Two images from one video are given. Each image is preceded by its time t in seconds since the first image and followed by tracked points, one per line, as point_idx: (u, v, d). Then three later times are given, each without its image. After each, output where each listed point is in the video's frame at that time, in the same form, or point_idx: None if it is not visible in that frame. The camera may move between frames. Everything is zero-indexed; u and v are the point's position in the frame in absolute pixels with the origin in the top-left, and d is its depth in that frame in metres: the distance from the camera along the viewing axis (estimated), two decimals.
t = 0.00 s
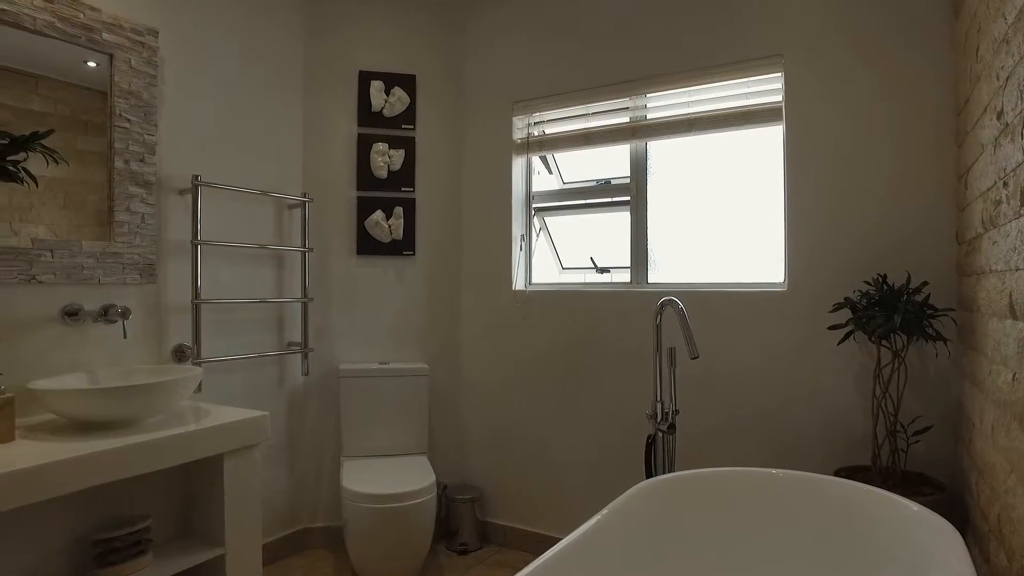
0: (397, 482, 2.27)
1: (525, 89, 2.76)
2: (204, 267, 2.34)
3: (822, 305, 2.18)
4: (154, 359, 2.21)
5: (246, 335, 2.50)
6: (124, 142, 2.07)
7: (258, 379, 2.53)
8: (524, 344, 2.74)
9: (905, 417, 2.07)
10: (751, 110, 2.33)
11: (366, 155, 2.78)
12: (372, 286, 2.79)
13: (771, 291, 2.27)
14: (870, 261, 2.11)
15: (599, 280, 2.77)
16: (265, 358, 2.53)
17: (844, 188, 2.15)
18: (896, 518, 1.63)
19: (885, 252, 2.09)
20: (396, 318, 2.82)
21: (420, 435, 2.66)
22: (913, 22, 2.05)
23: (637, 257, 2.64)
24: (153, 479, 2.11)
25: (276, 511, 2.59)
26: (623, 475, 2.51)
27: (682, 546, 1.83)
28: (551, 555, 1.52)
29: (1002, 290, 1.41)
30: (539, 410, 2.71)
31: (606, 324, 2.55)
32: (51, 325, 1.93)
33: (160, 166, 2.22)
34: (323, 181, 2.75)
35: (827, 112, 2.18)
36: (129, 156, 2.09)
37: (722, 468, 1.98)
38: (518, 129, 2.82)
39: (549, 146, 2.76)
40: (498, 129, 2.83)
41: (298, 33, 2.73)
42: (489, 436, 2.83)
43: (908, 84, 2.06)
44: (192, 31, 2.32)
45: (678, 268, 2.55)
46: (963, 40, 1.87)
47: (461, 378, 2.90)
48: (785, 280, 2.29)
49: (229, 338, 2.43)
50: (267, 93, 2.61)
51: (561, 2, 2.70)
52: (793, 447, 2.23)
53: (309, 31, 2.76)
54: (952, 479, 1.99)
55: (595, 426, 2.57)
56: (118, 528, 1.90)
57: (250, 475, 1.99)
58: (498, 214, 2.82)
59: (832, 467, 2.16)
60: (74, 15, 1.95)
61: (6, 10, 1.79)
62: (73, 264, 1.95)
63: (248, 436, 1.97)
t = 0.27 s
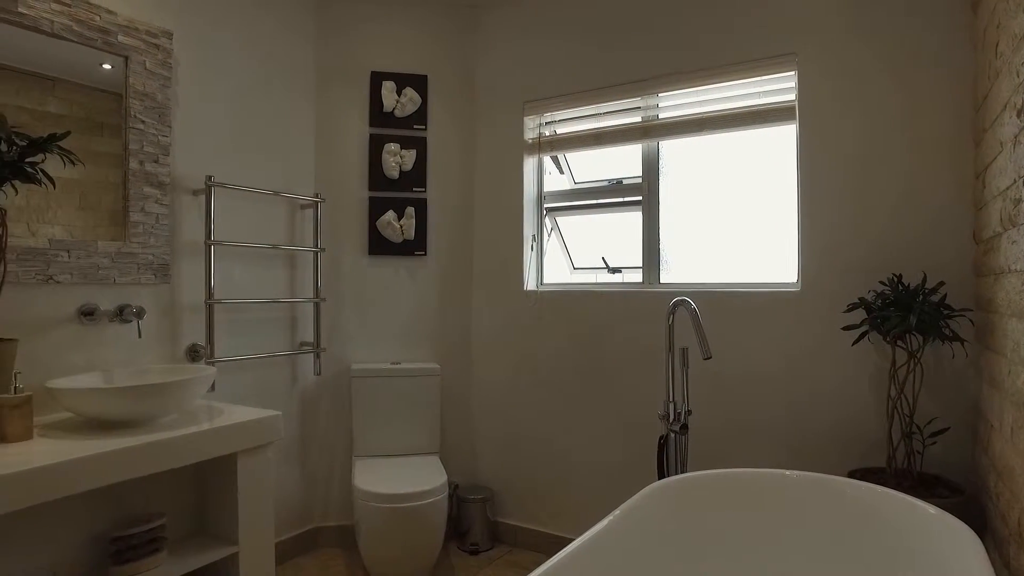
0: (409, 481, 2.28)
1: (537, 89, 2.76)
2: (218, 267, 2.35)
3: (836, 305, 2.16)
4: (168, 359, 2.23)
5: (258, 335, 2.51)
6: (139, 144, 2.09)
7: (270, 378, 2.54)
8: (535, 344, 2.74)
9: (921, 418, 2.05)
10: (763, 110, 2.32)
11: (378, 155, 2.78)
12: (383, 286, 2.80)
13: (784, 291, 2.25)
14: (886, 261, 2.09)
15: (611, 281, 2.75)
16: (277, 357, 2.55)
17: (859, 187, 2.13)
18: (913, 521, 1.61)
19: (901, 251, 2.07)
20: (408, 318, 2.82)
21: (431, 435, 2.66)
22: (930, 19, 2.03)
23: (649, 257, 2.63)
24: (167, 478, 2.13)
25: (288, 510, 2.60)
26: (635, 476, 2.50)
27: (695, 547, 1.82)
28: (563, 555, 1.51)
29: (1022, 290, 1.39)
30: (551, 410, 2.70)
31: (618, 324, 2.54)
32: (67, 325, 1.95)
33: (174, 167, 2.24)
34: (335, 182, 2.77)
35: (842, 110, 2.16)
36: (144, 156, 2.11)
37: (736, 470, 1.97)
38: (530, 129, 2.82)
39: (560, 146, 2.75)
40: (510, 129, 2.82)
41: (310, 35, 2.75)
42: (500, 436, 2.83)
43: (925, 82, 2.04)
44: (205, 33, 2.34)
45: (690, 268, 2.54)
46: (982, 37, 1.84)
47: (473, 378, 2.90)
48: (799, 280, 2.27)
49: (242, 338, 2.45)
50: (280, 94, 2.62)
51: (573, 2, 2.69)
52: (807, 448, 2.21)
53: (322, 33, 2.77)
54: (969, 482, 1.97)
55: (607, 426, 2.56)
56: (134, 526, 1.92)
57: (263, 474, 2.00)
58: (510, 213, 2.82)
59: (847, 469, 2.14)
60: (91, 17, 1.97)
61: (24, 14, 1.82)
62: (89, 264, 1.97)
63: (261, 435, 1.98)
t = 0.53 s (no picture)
0: (419, 481, 2.28)
1: (547, 88, 2.76)
2: (229, 267, 2.37)
3: (849, 305, 2.14)
4: (180, 358, 2.24)
5: (269, 335, 2.53)
6: (152, 144, 2.11)
7: (281, 378, 2.55)
8: (545, 344, 2.74)
9: (935, 419, 2.03)
10: (775, 109, 2.31)
11: (389, 155, 2.79)
12: (393, 286, 2.80)
13: (796, 291, 2.24)
14: (900, 260, 2.07)
15: (621, 281, 2.75)
16: (288, 357, 2.56)
17: (873, 186, 2.11)
18: (928, 523, 1.60)
19: (915, 251, 2.05)
20: (418, 318, 2.83)
21: (441, 434, 2.66)
22: (944, 16, 2.01)
23: (659, 257, 2.62)
24: (180, 476, 2.15)
25: (299, 509, 2.61)
26: (645, 476, 2.49)
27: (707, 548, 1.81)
28: (574, 555, 1.51)
29: None
30: (561, 410, 2.70)
31: (628, 324, 2.53)
32: (81, 325, 1.97)
33: (187, 167, 2.25)
34: (346, 182, 2.78)
35: (855, 109, 2.14)
36: (157, 157, 2.13)
37: (748, 470, 1.96)
38: (540, 129, 2.82)
39: (570, 146, 2.76)
40: (519, 128, 2.82)
41: (321, 35, 2.75)
42: (510, 436, 2.83)
43: (938, 80, 2.02)
44: (217, 34, 2.35)
45: (701, 268, 2.53)
46: (997, 34, 1.83)
47: (482, 377, 2.90)
48: (811, 280, 2.26)
49: (254, 337, 2.46)
50: (291, 94, 2.63)
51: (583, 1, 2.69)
52: (819, 449, 2.19)
53: (332, 34, 2.78)
54: (984, 483, 1.95)
55: (617, 426, 2.55)
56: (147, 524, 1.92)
57: (274, 473, 2.01)
58: (520, 213, 2.82)
59: (860, 470, 2.12)
60: (105, 20, 1.99)
61: (39, 16, 1.84)
62: (102, 264, 1.98)
63: (273, 434, 1.98)
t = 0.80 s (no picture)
0: (430, 481, 2.28)
1: (558, 88, 2.76)
2: (242, 267, 2.38)
3: (864, 305, 2.12)
4: (194, 358, 2.26)
5: (282, 335, 2.54)
6: (166, 146, 2.13)
7: (294, 377, 2.57)
8: (556, 345, 2.73)
9: (951, 421, 2.00)
10: (788, 107, 2.29)
11: (400, 156, 2.80)
12: (405, 286, 2.81)
13: (810, 291, 2.22)
14: (916, 260, 2.05)
15: (633, 281, 2.75)
16: (300, 357, 2.57)
17: (889, 185, 2.09)
18: (944, 526, 1.58)
19: (931, 250, 2.02)
20: (429, 318, 2.83)
21: (452, 434, 2.66)
22: (961, 13, 1.98)
23: (671, 257, 2.60)
24: (193, 475, 2.16)
25: (311, 508, 2.62)
26: (657, 477, 2.48)
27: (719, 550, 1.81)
28: (585, 556, 1.51)
29: None
30: (572, 411, 2.69)
31: (640, 324, 2.52)
32: (97, 324, 1.99)
33: (200, 168, 2.27)
34: (357, 183, 2.78)
35: (870, 108, 2.12)
36: (171, 158, 2.14)
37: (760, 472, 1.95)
38: (551, 129, 2.81)
39: (582, 146, 2.75)
40: (530, 128, 2.82)
41: (332, 36, 2.76)
42: (521, 436, 2.83)
43: (956, 77, 1.99)
44: (230, 36, 2.37)
45: (714, 268, 2.51)
46: (1016, 31, 1.80)
47: (493, 377, 2.90)
48: (825, 280, 2.24)
49: (266, 337, 2.47)
50: (303, 95, 2.64)
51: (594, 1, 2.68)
52: (833, 451, 2.17)
53: (344, 35, 2.79)
54: (1002, 486, 1.92)
55: (629, 427, 2.55)
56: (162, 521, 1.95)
57: (287, 472, 2.01)
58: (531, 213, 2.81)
59: (875, 472, 2.10)
60: (120, 22, 2.01)
61: (55, 20, 1.86)
62: (117, 264, 2.00)
63: (285, 434, 1.99)
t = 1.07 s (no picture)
0: (440, 481, 2.28)
1: (568, 88, 2.75)
2: (253, 268, 2.39)
3: (878, 306, 2.10)
4: (206, 358, 2.27)
5: (293, 335, 2.55)
6: (178, 147, 2.14)
7: (305, 377, 2.58)
8: (567, 345, 2.73)
9: (966, 423, 1.98)
10: (800, 107, 2.27)
11: (411, 156, 2.81)
12: (415, 286, 2.82)
13: (823, 292, 2.20)
14: (930, 261, 2.03)
15: (643, 281, 2.74)
16: (311, 357, 2.58)
17: (906, 185, 2.06)
18: (959, 529, 1.57)
19: (947, 250, 2.00)
20: (439, 318, 2.84)
21: (462, 435, 2.67)
22: (977, 11, 1.96)
23: (682, 257, 2.59)
24: (205, 475, 2.17)
25: (321, 507, 2.63)
26: (668, 478, 2.47)
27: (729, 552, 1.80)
28: (596, 557, 1.51)
29: None
30: (583, 411, 2.68)
31: (650, 325, 2.52)
32: (111, 325, 2.00)
33: (212, 169, 2.28)
34: (367, 183, 2.79)
35: (884, 107, 2.10)
36: (183, 160, 2.16)
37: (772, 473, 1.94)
38: (561, 129, 2.81)
39: (592, 146, 2.74)
40: (540, 129, 2.82)
41: (343, 37, 2.77)
42: (531, 437, 2.82)
43: (972, 76, 1.97)
44: (241, 37, 2.38)
45: (725, 269, 2.50)
46: None
47: (504, 378, 2.90)
48: (837, 281, 2.22)
49: (277, 337, 2.49)
50: (314, 96, 2.65)
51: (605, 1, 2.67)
52: (847, 453, 2.15)
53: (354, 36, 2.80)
54: (1018, 489, 1.90)
55: (640, 428, 2.54)
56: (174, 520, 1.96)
57: (298, 472, 2.02)
58: (541, 214, 2.81)
59: (888, 474, 2.08)
60: (134, 25, 2.03)
61: (70, 23, 1.88)
62: (131, 265, 2.02)
63: (296, 434, 2.00)
